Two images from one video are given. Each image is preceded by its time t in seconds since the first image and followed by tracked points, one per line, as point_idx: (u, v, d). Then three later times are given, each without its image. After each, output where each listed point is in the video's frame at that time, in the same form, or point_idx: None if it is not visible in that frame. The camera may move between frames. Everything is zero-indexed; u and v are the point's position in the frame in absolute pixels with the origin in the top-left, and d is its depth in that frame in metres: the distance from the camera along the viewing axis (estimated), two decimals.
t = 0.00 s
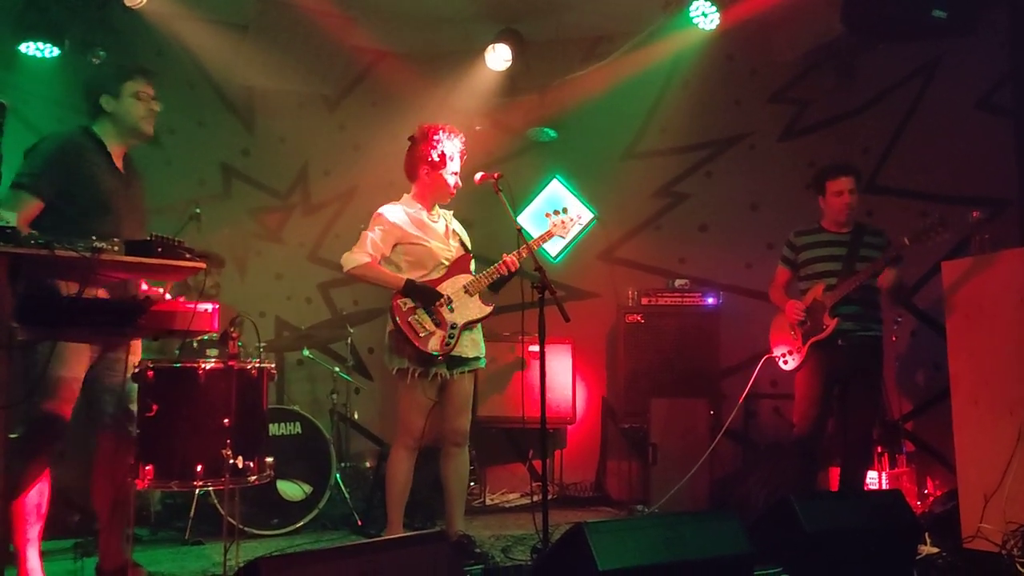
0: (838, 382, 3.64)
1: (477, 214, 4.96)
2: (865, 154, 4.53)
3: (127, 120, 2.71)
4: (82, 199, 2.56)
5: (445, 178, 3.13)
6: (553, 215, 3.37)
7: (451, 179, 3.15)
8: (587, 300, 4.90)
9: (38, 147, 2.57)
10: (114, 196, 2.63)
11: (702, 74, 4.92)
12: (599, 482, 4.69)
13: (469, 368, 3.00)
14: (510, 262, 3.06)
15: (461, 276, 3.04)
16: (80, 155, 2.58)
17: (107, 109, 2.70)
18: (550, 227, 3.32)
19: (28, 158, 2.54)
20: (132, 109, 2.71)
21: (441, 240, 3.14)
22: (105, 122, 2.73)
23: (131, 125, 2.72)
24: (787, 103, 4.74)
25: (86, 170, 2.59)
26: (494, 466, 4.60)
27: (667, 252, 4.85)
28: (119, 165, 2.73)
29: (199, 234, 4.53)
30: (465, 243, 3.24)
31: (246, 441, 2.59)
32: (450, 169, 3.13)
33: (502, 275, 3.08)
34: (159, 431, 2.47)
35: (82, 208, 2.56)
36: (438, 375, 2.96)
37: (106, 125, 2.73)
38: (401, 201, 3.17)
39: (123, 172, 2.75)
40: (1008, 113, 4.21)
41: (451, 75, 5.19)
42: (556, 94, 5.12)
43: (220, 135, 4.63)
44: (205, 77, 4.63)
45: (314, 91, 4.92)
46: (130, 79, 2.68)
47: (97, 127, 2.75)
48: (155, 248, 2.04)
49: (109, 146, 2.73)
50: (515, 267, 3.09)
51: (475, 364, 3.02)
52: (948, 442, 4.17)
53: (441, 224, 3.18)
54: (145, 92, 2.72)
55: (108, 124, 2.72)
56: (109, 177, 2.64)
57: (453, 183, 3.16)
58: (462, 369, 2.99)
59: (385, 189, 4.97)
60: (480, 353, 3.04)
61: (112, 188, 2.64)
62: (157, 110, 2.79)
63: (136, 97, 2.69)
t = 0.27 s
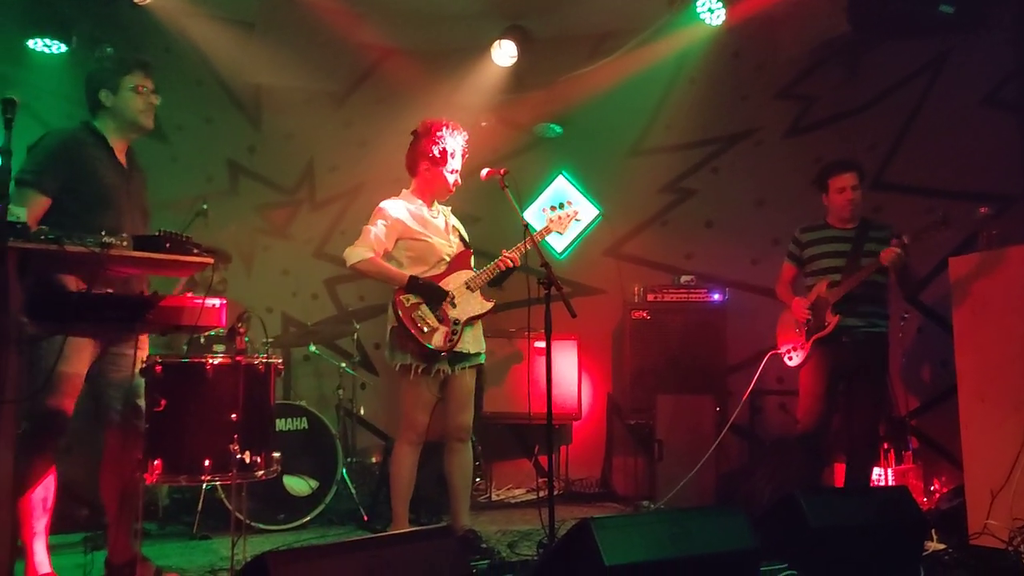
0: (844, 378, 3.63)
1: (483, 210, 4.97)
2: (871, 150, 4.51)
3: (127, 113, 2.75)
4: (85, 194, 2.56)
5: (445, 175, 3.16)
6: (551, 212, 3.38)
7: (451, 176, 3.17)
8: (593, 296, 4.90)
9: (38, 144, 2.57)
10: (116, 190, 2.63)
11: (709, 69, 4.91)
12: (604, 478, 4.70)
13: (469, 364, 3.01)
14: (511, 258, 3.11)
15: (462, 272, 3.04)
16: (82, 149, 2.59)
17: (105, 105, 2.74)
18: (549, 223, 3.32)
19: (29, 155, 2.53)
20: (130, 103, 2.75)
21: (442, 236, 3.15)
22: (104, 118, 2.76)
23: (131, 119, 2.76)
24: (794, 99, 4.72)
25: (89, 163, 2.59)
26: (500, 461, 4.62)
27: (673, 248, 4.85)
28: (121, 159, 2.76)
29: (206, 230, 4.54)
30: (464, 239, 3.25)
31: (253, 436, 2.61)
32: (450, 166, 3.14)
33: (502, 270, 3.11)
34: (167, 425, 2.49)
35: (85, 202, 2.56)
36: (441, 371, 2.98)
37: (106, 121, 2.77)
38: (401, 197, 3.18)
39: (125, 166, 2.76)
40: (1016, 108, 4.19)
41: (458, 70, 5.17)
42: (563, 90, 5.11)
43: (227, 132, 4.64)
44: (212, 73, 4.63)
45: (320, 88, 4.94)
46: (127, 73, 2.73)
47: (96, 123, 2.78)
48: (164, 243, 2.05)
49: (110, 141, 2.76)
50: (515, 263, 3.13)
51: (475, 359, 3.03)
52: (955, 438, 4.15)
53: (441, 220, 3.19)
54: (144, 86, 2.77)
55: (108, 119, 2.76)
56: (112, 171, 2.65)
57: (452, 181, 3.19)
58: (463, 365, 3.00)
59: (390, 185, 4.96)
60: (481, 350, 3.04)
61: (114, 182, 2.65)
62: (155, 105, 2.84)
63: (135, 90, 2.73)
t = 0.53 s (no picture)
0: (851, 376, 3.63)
1: (490, 207, 4.98)
2: (879, 148, 4.50)
3: (143, 113, 2.75)
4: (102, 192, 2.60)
5: (447, 175, 3.17)
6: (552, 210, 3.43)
7: (454, 174, 3.18)
8: (600, 293, 4.91)
9: (57, 144, 2.61)
10: (133, 188, 2.66)
11: (716, 67, 4.90)
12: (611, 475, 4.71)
13: (474, 361, 3.03)
14: (513, 255, 3.13)
15: (466, 270, 3.08)
16: (99, 149, 2.61)
17: (123, 105, 2.75)
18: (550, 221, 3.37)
19: (48, 155, 2.57)
20: (147, 103, 2.75)
21: (445, 234, 3.16)
22: (123, 118, 2.77)
23: (147, 119, 2.76)
24: (801, 96, 4.71)
25: (106, 163, 2.62)
26: (507, 458, 4.63)
27: (680, 246, 4.85)
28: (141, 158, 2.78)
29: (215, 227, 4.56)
30: (467, 236, 3.27)
31: (263, 432, 2.63)
32: (454, 165, 3.16)
33: (505, 267, 3.13)
34: (178, 422, 2.51)
35: (102, 200, 2.60)
36: (445, 368, 2.97)
37: (124, 121, 2.77)
38: (404, 194, 3.18)
39: (146, 165, 2.79)
40: None
41: (465, 68, 5.19)
42: (570, 87, 5.11)
43: (236, 129, 4.66)
44: (220, 70, 4.65)
45: (328, 85, 4.95)
46: (142, 73, 2.72)
47: (116, 124, 2.79)
48: (176, 240, 2.07)
49: (129, 141, 2.77)
50: (517, 260, 3.16)
51: (479, 357, 3.05)
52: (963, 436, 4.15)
53: (444, 218, 3.21)
54: (159, 85, 2.75)
55: (126, 119, 2.77)
56: (128, 169, 2.67)
57: (455, 180, 3.20)
58: (467, 361, 3.02)
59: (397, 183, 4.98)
60: (486, 346, 3.07)
61: (130, 181, 2.67)
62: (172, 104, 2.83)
63: (149, 90, 2.72)
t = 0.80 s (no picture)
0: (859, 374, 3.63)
1: (497, 206, 4.99)
2: (886, 146, 4.49)
3: (167, 118, 2.79)
4: (122, 196, 2.63)
5: (451, 174, 3.17)
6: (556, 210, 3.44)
7: (458, 174, 3.17)
8: (607, 292, 4.91)
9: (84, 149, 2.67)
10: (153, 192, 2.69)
11: (723, 64, 4.90)
12: (618, 473, 4.72)
13: (477, 359, 3.04)
14: (516, 254, 3.13)
15: (469, 269, 3.09)
16: (122, 154, 2.65)
17: (149, 111, 2.80)
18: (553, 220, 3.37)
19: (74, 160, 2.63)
20: (170, 108, 2.79)
21: (450, 233, 3.17)
22: (149, 123, 2.82)
23: (170, 124, 2.80)
24: (808, 94, 4.70)
25: (129, 168, 2.66)
26: (514, 456, 4.64)
27: (686, 244, 4.85)
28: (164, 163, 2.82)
29: (224, 226, 4.60)
30: (471, 235, 3.27)
31: (273, 430, 2.64)
32: (459, 165, 3.15)
33: (509, 266, 3.15)
34: (189, 420, 2.52)
35: (122, 204, 2.63)
36: (450, 367, 3.00)
37: (149, 126, 2.82)
38: (408, 194, 3.19)
39: (168, 170, 2.82)
40: None
41: (472, 67, 5.19)
42: (576, 86, 5.12)
43: (244, 129, 4.68)
44: (228, 70, 4.68)
45: (335, 84, 4.96)
46: (168, 79, 2.78)
47: (142, 129, 2.85)
48: (187, 240, 2.08)
49: (154, 146, 2.81)
50: (520, 259, 3.16)
51: (483, 355, 3.06)
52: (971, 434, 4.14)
53: (449, 217, 3.21)
54: (183, 91, 2.80)
55: (151, 124, 2.82)
56: (149, 174, 2.71)
57: (457, 180, 3.19)
58: (471, 360, 3.02)
59: (404, 182, 4.99)
60: (490, 345, 3.09)
61: (151, 185, 2.70)
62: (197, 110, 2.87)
63: (173, 95, 2.77)
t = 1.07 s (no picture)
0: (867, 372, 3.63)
1: (504, 204, 5.00)
2: (894, 143, 4.48)
3: (182, 119, 2.80)
4: (138, 197, 2.66)
5: (456, 174, 3.19)
6: (561, 209, 3.44)
7: (463, 174, 3.19)
8: (615, 289, 4.90)
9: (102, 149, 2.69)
10: (170, 193, 2.72)
11: (730, 62, 4.89)
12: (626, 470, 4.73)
13: (482, 358, 3.04)
14: (521, 252, 3.15)
15: (474, 268, 3.09)
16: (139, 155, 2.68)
17: (164, 110, 2.82)
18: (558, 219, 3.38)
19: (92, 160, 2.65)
20: (185, 109, 2.80)
21: (455, 231, 3.18)
22: (165, 123, 2.84)
23: (186, 124, 2.82)
24: (816, 91, 4.69)
25: (147, 169, 2.69)
26: (522, 453, 4.66)
27: (694, 242, 4.85)
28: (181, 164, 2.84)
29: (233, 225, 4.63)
30: (477, 234, 3.28)
31: (283, 427, 2.66)
32: (465, 164, 3.16)
33: (514, 265, 3.16)
34: (201, 418, 2.56)
35: (139, 205, 2.66)
36: (455, 364, 3.00)
37: (165, 126, 2.84)
38: (414, 193, 3.21)
39: (184, 170, 2.85)
40: None
41: (480, 65, 5.20)
42: (584, 84, 5.12)
43: (254, 127, 4.71)
44: (237, 69, 4.70)
45: (344, 82, 4.98)
46: (183, 79, 2.78)
47: (158, 128, 2.87)
48: (199, 239, 2.12)
49: (170, 146, 2.83)
50: (525, 258, 3.17)
51: (488, 353, 3.07)
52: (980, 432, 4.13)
53: (455, 216, 3.21)
54: (198, 92, 2.80)
55: (167, 125, 2.83)
56: (165, 175, 2.73)
57: (463, 179, 3.21)
58: (478, 358, 3.04)
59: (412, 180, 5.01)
60: (495, 344, 3.09)
61: (167, 186, 2.73)
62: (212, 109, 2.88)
63: (188, 96, 2.78)
